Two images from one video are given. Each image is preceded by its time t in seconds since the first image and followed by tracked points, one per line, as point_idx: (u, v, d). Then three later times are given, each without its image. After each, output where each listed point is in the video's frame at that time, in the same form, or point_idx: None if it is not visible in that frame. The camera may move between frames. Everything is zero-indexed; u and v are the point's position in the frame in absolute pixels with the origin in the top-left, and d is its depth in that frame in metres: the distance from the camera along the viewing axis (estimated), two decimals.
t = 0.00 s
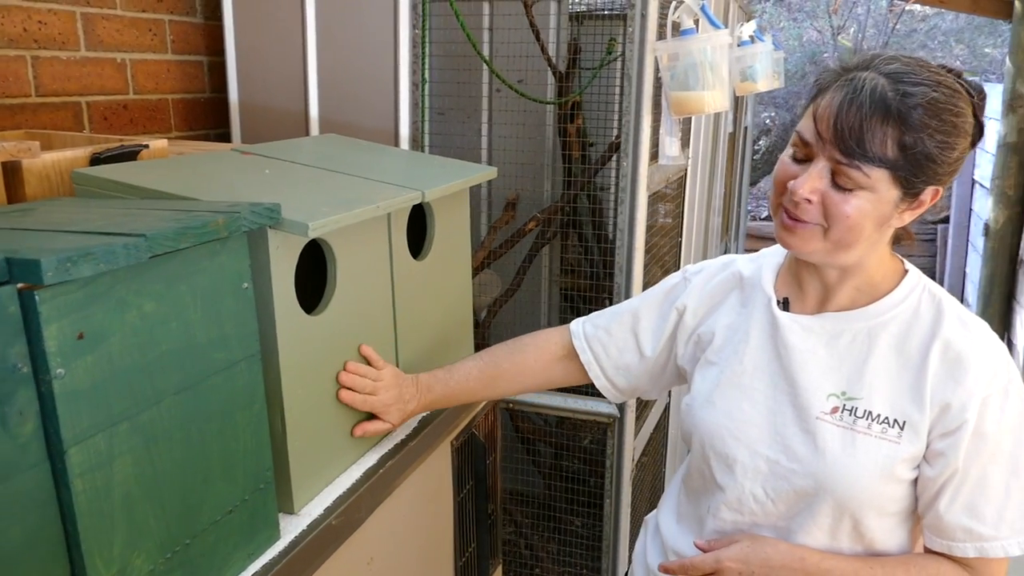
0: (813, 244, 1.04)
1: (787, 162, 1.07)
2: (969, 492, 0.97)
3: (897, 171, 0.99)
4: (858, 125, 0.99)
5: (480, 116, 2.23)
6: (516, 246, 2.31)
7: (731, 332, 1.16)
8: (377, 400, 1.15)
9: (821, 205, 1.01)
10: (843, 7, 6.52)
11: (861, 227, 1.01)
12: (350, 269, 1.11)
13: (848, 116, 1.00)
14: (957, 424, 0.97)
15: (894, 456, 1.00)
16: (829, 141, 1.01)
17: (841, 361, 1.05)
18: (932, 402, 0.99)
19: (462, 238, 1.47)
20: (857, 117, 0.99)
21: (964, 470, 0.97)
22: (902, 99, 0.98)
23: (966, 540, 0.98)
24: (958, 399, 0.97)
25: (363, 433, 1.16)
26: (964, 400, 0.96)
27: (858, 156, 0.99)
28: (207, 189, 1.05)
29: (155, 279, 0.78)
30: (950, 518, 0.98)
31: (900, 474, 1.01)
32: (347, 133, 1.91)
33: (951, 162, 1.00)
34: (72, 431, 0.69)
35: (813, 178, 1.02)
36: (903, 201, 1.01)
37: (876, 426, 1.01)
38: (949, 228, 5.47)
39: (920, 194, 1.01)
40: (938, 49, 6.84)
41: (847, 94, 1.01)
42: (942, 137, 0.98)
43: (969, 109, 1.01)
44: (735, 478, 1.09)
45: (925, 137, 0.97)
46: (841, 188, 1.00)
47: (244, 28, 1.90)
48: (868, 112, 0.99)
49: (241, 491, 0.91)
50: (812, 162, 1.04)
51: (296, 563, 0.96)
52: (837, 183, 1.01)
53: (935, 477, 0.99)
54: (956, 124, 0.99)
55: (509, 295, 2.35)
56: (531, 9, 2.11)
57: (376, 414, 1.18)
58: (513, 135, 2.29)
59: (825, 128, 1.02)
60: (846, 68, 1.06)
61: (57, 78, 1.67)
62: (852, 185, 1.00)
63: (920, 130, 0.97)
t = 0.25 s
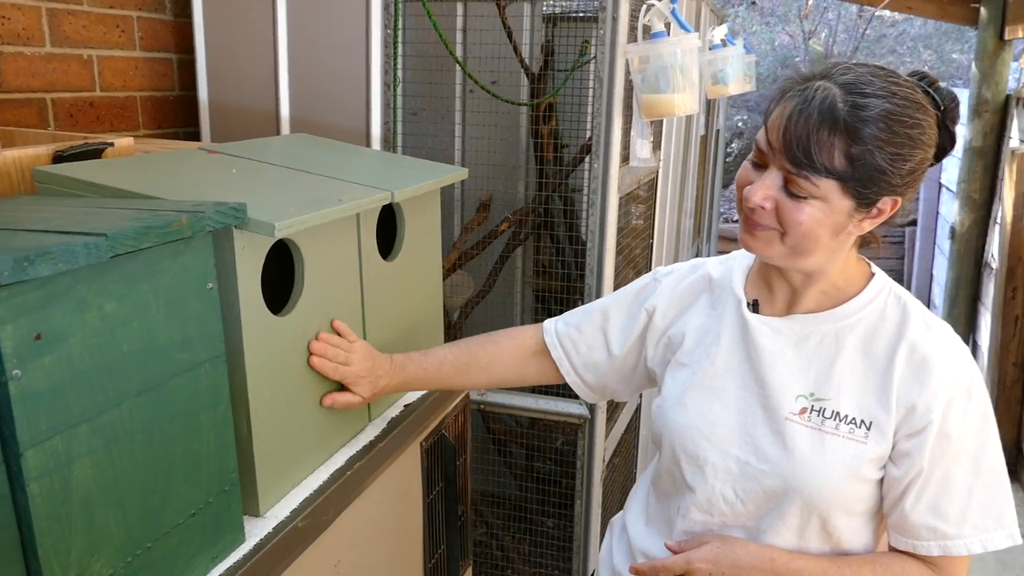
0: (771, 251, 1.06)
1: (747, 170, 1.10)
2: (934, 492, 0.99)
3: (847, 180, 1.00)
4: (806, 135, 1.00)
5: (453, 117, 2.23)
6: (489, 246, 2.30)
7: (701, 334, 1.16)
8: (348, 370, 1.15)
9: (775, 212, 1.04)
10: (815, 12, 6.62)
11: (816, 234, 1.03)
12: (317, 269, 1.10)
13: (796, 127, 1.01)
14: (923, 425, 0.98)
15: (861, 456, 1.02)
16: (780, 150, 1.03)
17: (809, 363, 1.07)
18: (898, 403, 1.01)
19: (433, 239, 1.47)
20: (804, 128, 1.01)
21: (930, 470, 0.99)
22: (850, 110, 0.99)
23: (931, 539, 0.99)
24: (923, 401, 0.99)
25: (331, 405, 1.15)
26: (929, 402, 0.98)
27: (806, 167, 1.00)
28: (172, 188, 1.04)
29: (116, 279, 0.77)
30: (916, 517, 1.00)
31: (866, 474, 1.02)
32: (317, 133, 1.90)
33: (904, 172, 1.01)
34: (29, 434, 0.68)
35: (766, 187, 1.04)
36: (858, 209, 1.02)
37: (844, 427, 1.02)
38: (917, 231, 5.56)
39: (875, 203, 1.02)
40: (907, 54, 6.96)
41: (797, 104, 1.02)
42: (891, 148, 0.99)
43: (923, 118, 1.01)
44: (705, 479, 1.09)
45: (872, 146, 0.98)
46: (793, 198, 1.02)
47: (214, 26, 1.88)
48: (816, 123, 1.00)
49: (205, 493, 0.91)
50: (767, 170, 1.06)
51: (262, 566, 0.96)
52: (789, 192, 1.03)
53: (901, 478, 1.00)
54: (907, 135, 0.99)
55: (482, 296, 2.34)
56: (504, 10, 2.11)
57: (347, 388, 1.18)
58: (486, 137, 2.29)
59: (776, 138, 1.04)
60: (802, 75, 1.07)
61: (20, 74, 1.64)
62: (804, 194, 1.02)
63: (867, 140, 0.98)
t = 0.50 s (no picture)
0: (735, 253, 1.08)
1: (709, 176, 1.12)
2: (904, 492, 1.00)
3: (802, 179, 1.02)
4: (757, 138, 1.03)
5: (433, 118, 2.23)
6: (469, 248, 2.30)
7: (675, 336, 1.17)
8: (328, 340, 1.14)
9: (737, 215, 1.06)
10: (792, 15, 6.69)
11: (778, 235, 1.05)
12: (293, 270, 1.10)
13: (748, 130, 1.03)
14: (893, 426, 1.00)
15: (833, 457, 1.03)
16: (735, 153, 1.05)
17: (782, 364, 1.08)
18: (869, 405, 1.02)
19: (411, 240, 1.47)
20: (756, 130, 1.03)
21: (900, 470, 1.00)
22: (800, 111, 1.01)
23: (902, 539, 1.00)
24: (893, 402, 1.00)
25: (308, 375, 1.14)
26: (900, 403, 1.00)
27: (762, 169, 1.02)
28: (145, 189, 1.03)
29: (88, 281, 0.76)
30: (887, 517, 1.01)
31: (838, 475, 1.04)
32: (295, 134, 1.89)
33: (860, 168, 1.03)
34: None
35: (726, 190, 1.06)
36: (818, 207, 1.04)
37: (817, 428, 1.03)
38: (894, 232, 5.62)
39: (835, 201, 1.04)
40: (883, 57, 7.05)
41: (748, 108, 1.05)
42: (843, 145, 1.01)
43: (874, 115, 1.03)
44: (680, 481, 1.10)
45: (824, 144, 1.01)
46: (752, 200, 1.04)
47: (189, 27, 1.87)
48: (768, 125, 1.02)
49: (179, 496, 0.90)
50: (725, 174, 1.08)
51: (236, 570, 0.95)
52: (748, 194, 1.05)
53: (873, 478, 1.02)
54: (858, 132, 1.01)
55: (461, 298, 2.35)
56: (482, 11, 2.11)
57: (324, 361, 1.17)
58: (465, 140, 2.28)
59: (731, 142, 1.06)
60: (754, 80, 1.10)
61: None
62: (762, 195, 1.04)
63: (818, 139, 1.00)
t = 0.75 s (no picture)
0: (708, 251, 1.10)
1: (681, 175, 1.14)
2: (881, 497, 1.01)
3: (769, 175, 1.04)
4: (723, 136, 1.05)
5: (418, 120, 2.23)
6: (454, 250, 2.31)
7: (655, 340, 1.18)
8: (319, 348, 1.17)
9: (707, 213, 1.08)
10: (776, 20, 6.76)
11: (749, 233, 1.06)
12: (276, 273, 1.10)
13: (715, 127, 1.06)
14: (870, 431, 1.01)
15: (811, 462, 1.04)
16: (704, 150, 1.07)
17: (760, 370, 1.09)
18: (846, 410, 1.03)
19: (395, 242, 1.47)
20: (723, 128, 1.05)
21: (877, 475, 1.01)
22: (765, 108, 1.03)
23: (879, 543, 1.02)
24: (871, 407, 1.01)
25: (297, 381, 1.16)
26: (877, 408, 1.01)
27: (728, 165, 1.04)
28: (127, 190, 1.03)
29: (69, 282, 0.76)
30: (864, 521, 1.02)
31: (815, 479, 1.04)
32: (280, 136, 1.89)
33: (828, 164, 1.04)
34: None
35: (695, 189, 1.08)
36: (788, 205, 1.05)
37: (794, 434, 1.04)
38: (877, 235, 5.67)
39: (805, 197, 1.05)
40: (866, 61, 7.12)
41: (715, 106, 1.07)
42: (809, 140, 1.02)
43: (841, 110, 1.04)
44: (659, 485, 1.11)
45: (790, 140, 1.02)
46: (721, 197, 1.06)
47: (174, 28, 1.86)
48: (733, 122, 1.04)
49: (161, 499, 0.90)
50: (696, 173, 1.10)
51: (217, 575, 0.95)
52: (718, 192, 1.06)
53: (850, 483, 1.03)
54: (825, 127, 1.03)
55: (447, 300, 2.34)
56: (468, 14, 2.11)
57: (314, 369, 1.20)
58: (451, 142, 2.29)
59: (700, 140, 1.08)
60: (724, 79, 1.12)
61: None
62: (731, 192, 1.05)
63: (783, 135, 1.02)
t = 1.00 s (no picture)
0: (696, 248, 1.10)
1: (671, 172, 1.15)
2: (868, 502, 1.02)
3: (757, 170, 1.05)
4: (712, 130, 1.06)
5: (411, 124, 2.22)
6: (447, 253, 2.31)
7: (644, 345, 1.18)
8: (324, 389, 1.20)
9: (695, 209, 1.08)
10: (770, 22, 6.79)
11: (738, 230, 1.07)
12: (268, 277, 1.10)
13: (704, 122, 1.07)
14: (857, 436, 1.01)
15: (798, 468, 1.04)
16: (693, 145, 1.09)
17: (747, 375, 1.09)
18: (833, 415, 1.04)
19: (387, 245, 1.48)
20: (712, 123, 1.06)
21: (863, 480, 1.02)
22: (753, 104, 1.04)
23: (867, 548, 1.02)
24: (857, 412, 1.02)
25: (305, 425, 1.18)
26: (863, 414, 1.01)
27: (716, 159, 1.06)
28: (117, 195, 1.03)
29: (59, 287, 0.76)
30: (852, 526, 1.03)
31: (801, 485, 1.05)
32: (272, 140, 1.89)
33: (817, 162, 1.05)
34: None
35: (684, 184, 1.09)
36: (776, 203, 1.06)
37: (781, 439, 1.05)
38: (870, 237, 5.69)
39: (792, 194, 1.06)
40: (859, 63, 7.15)
41: (705, 103, 1.08)
42: (797, 137, 1.03)
43: (830, 110, 1.05)
44: (647, 490, 1.11)
45: (778, 135, 1.03)
46: (710, 192, 1.07)
47: (165, 32, 1.86)
48: (722, 117, 1.05)
49: (153, 503, 0.90)
50: (684, 169, 1.11)
51: None
52: (706, 187, 1.07)
53: (837, 488, 1.03)
54: (812, 125, 1.03)
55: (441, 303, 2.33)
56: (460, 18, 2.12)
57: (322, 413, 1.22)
58: (445, 146, 2.29)
59: (689, 135, 1.09)
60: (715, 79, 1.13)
61: None
62: (719, 187, 1.06)
63: (772, 130, 1.03)
